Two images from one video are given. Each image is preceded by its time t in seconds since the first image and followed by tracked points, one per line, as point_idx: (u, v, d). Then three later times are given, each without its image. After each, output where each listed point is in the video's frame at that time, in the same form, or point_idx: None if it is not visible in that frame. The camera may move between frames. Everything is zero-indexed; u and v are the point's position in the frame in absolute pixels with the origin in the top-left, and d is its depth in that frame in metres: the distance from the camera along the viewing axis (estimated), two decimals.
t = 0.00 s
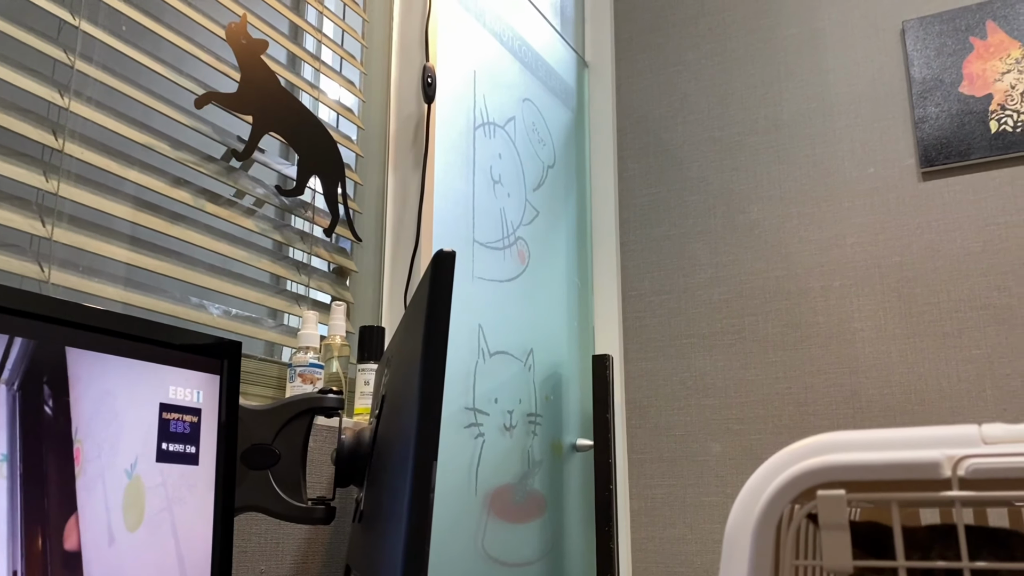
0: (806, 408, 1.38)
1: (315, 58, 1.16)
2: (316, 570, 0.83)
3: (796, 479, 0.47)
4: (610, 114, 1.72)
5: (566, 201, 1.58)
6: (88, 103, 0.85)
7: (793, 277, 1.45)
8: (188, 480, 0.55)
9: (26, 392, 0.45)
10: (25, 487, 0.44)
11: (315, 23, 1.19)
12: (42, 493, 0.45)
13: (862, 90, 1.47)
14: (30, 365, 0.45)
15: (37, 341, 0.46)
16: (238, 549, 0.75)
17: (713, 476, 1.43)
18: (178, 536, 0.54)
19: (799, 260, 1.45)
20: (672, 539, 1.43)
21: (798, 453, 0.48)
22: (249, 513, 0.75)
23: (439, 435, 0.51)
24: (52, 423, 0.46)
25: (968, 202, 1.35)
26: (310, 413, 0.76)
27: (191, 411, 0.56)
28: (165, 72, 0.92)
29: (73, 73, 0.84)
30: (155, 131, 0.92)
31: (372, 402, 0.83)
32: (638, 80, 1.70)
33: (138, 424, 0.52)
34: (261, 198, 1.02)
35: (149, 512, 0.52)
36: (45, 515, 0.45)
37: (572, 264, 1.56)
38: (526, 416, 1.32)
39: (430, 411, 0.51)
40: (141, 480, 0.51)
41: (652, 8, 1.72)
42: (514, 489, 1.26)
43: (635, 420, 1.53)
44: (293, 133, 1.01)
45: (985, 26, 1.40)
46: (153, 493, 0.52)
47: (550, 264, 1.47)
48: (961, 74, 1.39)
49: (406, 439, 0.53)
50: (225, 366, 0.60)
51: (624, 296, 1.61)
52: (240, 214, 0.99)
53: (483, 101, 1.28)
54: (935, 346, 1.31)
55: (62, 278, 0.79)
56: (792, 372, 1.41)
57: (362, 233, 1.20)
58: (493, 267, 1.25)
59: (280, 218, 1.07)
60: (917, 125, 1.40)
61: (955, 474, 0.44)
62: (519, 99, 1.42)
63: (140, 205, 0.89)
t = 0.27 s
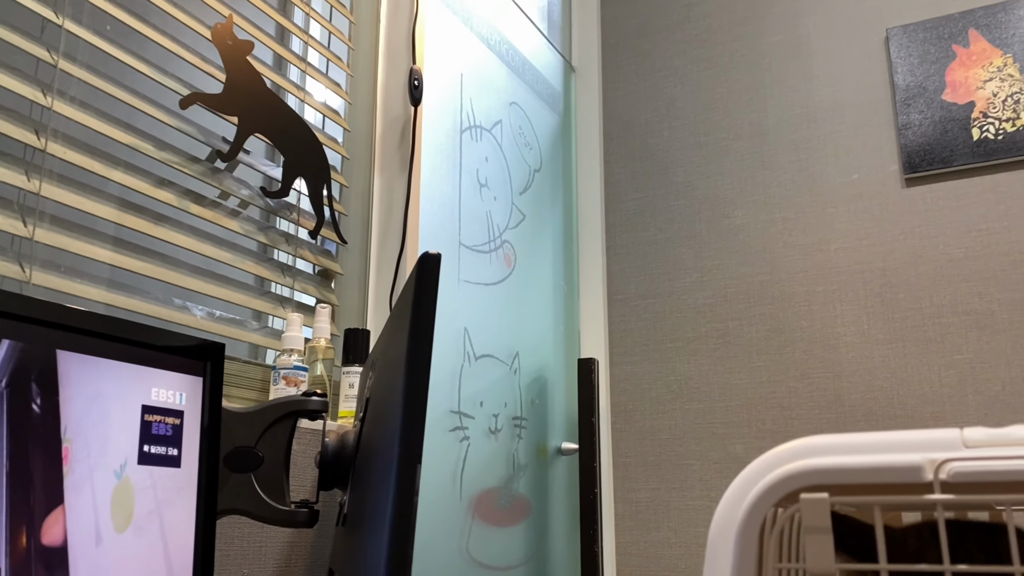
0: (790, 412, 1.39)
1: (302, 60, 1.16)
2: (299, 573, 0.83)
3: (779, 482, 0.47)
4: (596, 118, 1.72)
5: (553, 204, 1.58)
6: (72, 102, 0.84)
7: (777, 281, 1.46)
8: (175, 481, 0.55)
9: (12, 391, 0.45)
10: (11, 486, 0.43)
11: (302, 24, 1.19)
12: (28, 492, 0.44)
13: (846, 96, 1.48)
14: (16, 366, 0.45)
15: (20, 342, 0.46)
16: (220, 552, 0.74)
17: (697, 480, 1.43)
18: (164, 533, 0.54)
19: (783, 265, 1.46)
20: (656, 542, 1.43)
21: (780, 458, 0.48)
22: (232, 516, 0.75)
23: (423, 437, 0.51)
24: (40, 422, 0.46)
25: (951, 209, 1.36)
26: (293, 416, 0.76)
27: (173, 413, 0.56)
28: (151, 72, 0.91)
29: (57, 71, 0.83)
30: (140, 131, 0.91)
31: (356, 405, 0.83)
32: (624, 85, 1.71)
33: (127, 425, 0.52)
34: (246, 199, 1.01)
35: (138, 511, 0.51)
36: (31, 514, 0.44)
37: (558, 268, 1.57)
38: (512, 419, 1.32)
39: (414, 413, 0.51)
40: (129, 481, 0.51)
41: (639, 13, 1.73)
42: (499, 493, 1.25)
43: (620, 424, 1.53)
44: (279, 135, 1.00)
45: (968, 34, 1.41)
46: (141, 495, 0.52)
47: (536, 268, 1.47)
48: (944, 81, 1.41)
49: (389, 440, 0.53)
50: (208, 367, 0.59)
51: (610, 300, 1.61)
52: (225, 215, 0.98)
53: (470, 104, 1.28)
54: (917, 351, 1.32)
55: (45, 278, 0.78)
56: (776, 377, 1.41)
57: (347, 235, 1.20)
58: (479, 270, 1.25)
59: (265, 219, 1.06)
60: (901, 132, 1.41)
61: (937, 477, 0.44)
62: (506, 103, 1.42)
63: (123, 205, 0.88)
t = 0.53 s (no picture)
0: (773, 416, 1.39)
1: (287, 60, 1.15)
2: None
3: (761, 484, 0.47)
4: (582, 122, 1.72)
5: (538, 207, 1.58)
6: (52, 100, 0.83)
7: (761, 286, 1.46)
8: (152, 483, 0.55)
9: None
10: None
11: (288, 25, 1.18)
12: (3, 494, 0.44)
13: (830, 102, 1.49)
14: None
15: None
16: (200, 555, 0.74)
17: (681, 483, 1.43)
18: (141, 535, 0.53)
19: (767, 269, 1.47)
20: (640, 546, 1.43)
21: (762, 460, 0.48)
22: (213, 518, 0.74)
23: (405, 438, 0.51)
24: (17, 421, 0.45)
25: (933, 214, 1.37)
26: (276, 417, 0.75)
27: (153, 414, 0.55)
28: (134, 71, 0.90)
29: (38, 69, 0.82)
30: (123, 131, 0.90)
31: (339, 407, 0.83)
32: (611, 89, 1.71)
33: (103, 424, 0.51)
34: (230, 200, 1.01)
35: (112, 517, 0.51)
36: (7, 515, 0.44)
37: (543, 271, 1.57)
38: (496, 422, 1.32)
39: (395, 414, 0.51)
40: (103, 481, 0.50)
41: (625, 17, 1.73)
42: (482, 496, 1.25)
43: (604, 427, 1.53)
44: (263, 135, 1.00)
45: (951, 42, 1.42)
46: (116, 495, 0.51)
47: (522, 270, 1.47)
48: (927, 88, 1.42)
49: (371, 441, 0.53)
50: (189, 368, 0.59)
51: (595, 304, 1.61)
52: (208, 215, 0.98)
53: (456, 106, 1.28)
54: (900, 355, 1.33)
55: (24, 277, 0.77)
56: (760, 380, 1.42)
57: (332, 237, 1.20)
58: (464, 273, 1.25)
59: (249, 220, 1.06)
60: (884, 138, 1.42)
61: (918, 479, 0.44)
62: (492, 106, 1.41)
63: (105, 205, 0.88)
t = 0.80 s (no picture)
0: (757, 419, 1.39)
1: (273, 60, 1.15)
2: None
3: (744, 487, 0.48)
4: (569, 124, 1.72)
5: (524, 210, 1.58)
6: (33, 97, 0.83)
7: (745, 289, 1.47)
8: (132, 485, 0.54)
9: None
10: None
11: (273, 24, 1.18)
12: None
13: (815, 107, 1.50)
14: None
15: None
16: (181, 556, 0.73)
17: (665, 486, 1.43)
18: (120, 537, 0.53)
19: (751, 272, 1.47)
20: (623, 548, 1.43)
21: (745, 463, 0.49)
22: (195, 519, 0.74)
23: (388, 441, 0.51)
24: None
25: (916, 219, 1.38)
26: (259, 418, 0.75)
27: (134, 414, 0.55)
28: (118, 69, 0.90)
29: (19, 66, 0.82)
30: (106, 129, 0.90)
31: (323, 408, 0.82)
32: (598, 92, 1.72)
33: (84, 424, 0.50)
34: (213, 199, 1.00)
35: (88, 519, 0.50)
36: None
37: (529, 273, 1.56)
38: (480, 424, 1.32)
39: (378, 416, 0.51)
40: (82, 481, 0.50)
41: (612, 21, 1.74)
42: (467, 498, 1.25)
43: (589, 429, 1.53)
44: (247, 134, 0.99)
45: (934, 48, 1.43)
46: (96, 494, 0.51)
47: (507, 272, 1.47)
48: (911, 93, 1.43)
49: (354, 444, 0.52)
50: (170, 369, 0.58)
51: (580, 306, 1.61)
52: (191, 215, 0.97)
53: (443, 108, 1.28)
54: (883, 360, 1.34)
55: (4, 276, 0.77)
56: (744, 384, 1.42)
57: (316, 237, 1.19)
58: (449, 274, 1.25)
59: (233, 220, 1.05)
60: (868, 143, 1.43)
61: (900, 481, 0.45)
62: (478, 107, 1.41)
63: (87, 203, 0.87)
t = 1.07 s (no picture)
0: (741, 422, 1.40)
1: (258, 58, 1.14)
2: None
3: (727, 488, 0.48)
4: (555, 126, 1.72)
5: (510, 212, 1.57)
6: (14, 94, 0.82)
7: (730, 292, 1.47)
8: (112, 486, 0.53)
9: None
10: None
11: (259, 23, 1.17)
12: None
13: (800, 111, 1.51)
14: None
15: None
16: (160, 559, 0.72)
17: (650, 488, 1.43)
18: (97, 540, 0.52)
19: (736, 275, 1.48)
20: (607, 550, 1.43)
21: (729, 464, 0.49)
22: (175, 521, 0.73)
23: (371, 442, 0.50)
24: None
25: (899, 223, 1.39)
26: (240, 419, 0.74)
27: (113, 414, 0.54)
28: (100, 66, 0.89)
29: None
30: (88, 127, 0.89)
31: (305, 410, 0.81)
32: (584, 94, 1.72)
33: (63, 424, 0.50)
34: (196, 198, 0.99)
35: (65, 532, 0.49)
36: None
37: (515, 275, 1.56)
38: (465, 426, 1.31)
39: (360, 417, 0.50)
40: (61, 481, 0.49)
41: (599, 23, 1.74)
42: (450, 500, 1.24)
43: (573, 432, 1.53)
44: (230, 133, 0.99)
45: (918, 53, 1.44)
46: (75, 495, 0.50)
47: (493, 274, 1.46)
48: (895, 98, 1.44)
49: (335, 445, 0.52)
50: (151, 369, 0.58)
51: (566, 308, 1.61)
52: (174, 214, 0.96)
53: (429, 109, 1.28)
54: (866, 363, 1.34)
55: None
56: (728, 386, 1.42)
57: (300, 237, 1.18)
58: (434, 276, 1.24)
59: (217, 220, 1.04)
60: (852, 147, 1.44)
61: (882, 484, 0.45)
62: (465, 108, 1.41)
63: (69, 202, 0.86)
